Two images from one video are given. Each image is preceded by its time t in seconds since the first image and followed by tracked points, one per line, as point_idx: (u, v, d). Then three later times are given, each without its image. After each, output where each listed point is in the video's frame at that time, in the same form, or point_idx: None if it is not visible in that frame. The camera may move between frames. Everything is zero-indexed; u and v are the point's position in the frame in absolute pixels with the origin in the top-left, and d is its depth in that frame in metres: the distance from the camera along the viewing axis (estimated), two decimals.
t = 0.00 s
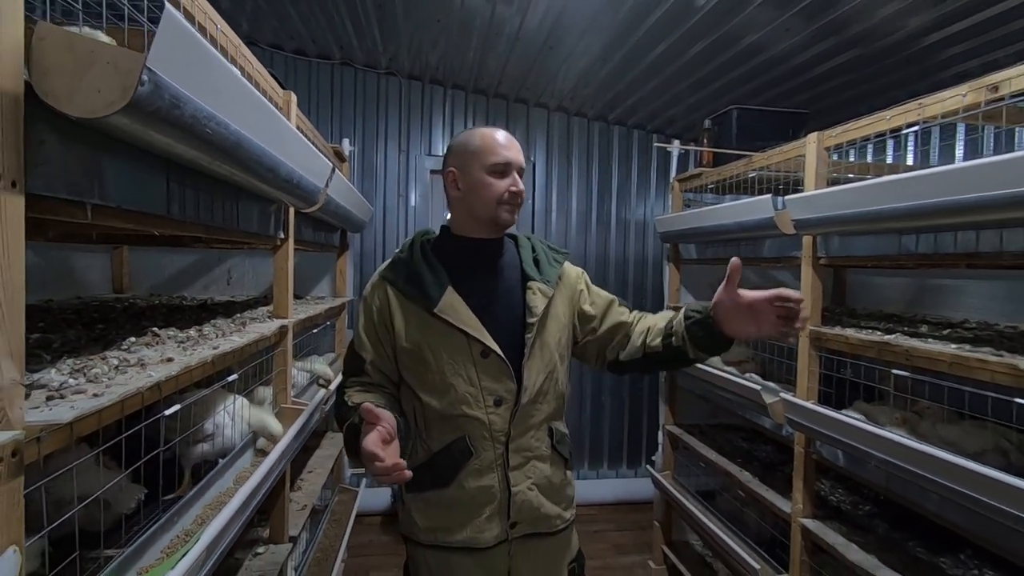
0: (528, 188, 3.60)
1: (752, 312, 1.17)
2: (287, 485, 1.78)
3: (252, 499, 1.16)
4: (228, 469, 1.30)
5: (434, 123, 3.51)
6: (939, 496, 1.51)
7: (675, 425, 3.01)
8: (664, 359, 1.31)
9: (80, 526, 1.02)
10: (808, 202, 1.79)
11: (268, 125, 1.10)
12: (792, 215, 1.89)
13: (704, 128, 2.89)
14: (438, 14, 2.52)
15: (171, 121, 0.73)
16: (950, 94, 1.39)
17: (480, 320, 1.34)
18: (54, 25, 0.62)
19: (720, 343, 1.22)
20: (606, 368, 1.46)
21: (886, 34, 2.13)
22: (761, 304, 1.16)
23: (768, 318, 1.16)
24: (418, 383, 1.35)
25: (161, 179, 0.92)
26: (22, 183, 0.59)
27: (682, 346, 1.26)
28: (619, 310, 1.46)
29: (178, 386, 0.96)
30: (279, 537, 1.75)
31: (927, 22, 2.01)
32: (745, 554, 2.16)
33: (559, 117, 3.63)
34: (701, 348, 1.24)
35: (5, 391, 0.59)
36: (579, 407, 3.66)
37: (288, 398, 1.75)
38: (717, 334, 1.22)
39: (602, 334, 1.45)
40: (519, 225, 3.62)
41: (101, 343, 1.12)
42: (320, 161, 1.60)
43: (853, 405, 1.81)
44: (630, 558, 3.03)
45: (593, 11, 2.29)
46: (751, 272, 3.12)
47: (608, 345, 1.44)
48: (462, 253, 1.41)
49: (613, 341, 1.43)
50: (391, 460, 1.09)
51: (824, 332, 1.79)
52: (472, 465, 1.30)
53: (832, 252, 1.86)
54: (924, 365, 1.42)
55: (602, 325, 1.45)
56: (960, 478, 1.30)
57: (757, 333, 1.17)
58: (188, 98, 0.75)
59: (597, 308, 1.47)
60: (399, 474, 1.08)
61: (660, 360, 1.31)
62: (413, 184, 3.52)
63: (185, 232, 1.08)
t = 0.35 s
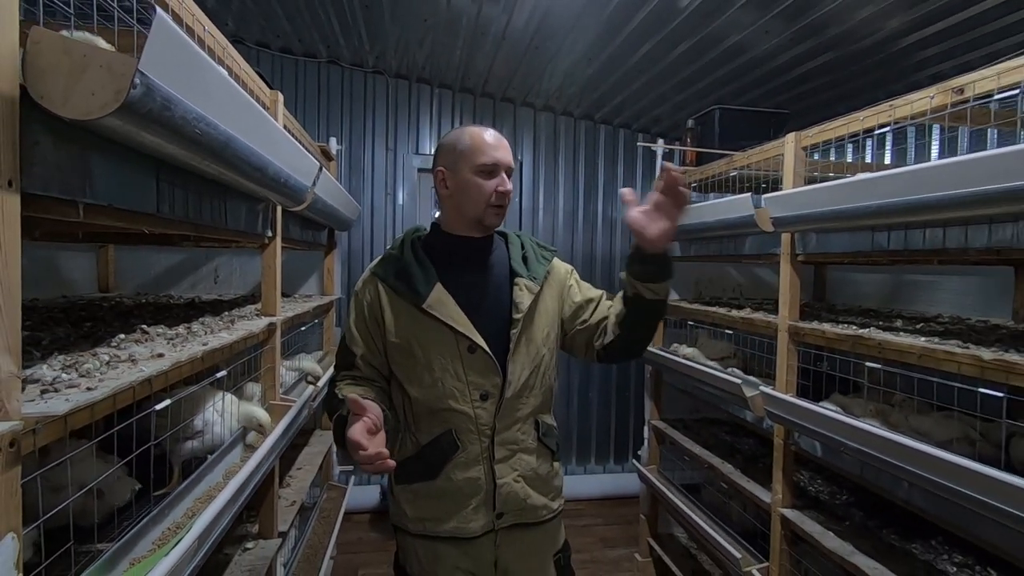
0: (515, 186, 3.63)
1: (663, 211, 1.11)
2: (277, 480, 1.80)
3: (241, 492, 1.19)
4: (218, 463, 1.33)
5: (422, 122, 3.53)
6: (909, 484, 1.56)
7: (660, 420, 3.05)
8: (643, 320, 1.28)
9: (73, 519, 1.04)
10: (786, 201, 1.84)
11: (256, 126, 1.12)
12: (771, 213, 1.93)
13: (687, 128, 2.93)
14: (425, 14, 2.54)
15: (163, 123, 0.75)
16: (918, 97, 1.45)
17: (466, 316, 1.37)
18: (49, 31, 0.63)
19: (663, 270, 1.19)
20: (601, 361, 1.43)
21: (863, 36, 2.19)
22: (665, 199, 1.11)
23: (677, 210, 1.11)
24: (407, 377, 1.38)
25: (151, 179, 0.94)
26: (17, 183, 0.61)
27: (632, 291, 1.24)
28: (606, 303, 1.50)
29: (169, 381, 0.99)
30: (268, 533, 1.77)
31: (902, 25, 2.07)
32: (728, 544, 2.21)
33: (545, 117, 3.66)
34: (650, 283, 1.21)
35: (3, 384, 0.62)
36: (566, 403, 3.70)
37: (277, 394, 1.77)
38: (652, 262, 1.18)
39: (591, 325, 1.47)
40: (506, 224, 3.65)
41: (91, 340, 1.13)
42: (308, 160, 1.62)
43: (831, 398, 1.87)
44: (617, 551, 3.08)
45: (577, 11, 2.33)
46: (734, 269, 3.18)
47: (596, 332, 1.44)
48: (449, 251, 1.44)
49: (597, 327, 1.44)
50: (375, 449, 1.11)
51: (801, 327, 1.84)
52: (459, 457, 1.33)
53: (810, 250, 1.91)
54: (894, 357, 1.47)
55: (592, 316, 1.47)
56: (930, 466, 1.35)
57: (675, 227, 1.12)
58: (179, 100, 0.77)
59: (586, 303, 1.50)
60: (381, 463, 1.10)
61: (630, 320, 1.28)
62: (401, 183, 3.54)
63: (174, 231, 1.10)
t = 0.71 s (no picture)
0: (504, 186, 3.64)
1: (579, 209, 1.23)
2: (264, 480, 1.79)
3: (225, 493, 1.19)
4: (202, 463, 1.33)
5: (410, 122, 3.53)
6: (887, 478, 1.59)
7: (648, 418, 3.08)
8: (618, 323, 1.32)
9: (56, 520, 1.03)
10: (769, 200, 1.86)
11: (240, 126, 1.13)
12: (755, 213, 1.96)
13: (674, 128, 2.96)
14: (413, 14, 2.55)
15: (145, 124, 0.75)
16: (895, 98, 1.48)
17: (451, 314, 1.38)
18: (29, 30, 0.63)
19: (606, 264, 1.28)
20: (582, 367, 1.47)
21: (845, 38, 2.22)
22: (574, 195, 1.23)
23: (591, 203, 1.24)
24: (393, 376, 1.39)
25: (133, 180, 0.94)
26: None
27: (587, 293, 1.32)
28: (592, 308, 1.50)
29: (152, 381, 0.99)
30: (255, 533, 1.77)
31: (882, 28, 2.11)
32: (714, 540, 2.23)
33: (534, 117, 3.67)
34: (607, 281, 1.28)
35: None
36: (555, 402, 3.72)
37: (263, 394, 1.76)
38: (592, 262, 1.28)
39: (575, 326, 1.48)
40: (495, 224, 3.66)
41: (74, 341, 1.13)
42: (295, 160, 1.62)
43: (814, 395, 1.89)
44: (606, 549, 3.10)
45: (563, 12, 2.34)
46: (721, 268, 3.21)
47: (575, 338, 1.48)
48: (434, 250, 1.44)
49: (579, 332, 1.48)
50: (350, 445, 1.14)
51: (784, 325, 1.86)
52: (442, 455, 1.34)
53: (793, 249, 1.94)
54: (873, 354, 1.50)
55: (576, 319, 1.49)
56: (908, 460, 1.38)
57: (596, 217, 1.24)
58: (160, 101, 0.77)
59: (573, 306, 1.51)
60: (356, 456, 1.14)
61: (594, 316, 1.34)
62: (389, 183, 3.54)
63: (158, 232, 1.10)
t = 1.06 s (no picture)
0: (495, 187, 3.63)
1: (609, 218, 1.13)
2: (252, 483, 1.78)
3: (210, 496, 1.17)
4: (188, 466, 1.31)
5: (401, 122, 3.52)
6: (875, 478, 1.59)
7: (640, 419, 3.08)
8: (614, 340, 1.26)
9: (35, 526, 1.02)
10: (758, 201, 1.86)
11: (226, 124, 1.11)
12: (745, 214, 1.96)
13: (665, 130, 2.96)
14: (403, 14, 2.54)
15: (125, 121, 0.74)
16: (884, 100, 1.48)
17: (435, 315, 1.37)
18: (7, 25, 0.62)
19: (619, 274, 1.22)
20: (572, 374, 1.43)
21: (834, 41, 2.23)
22: (608, 205, 1.12)
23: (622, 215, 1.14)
24: (379, 377, 1.38)
25: (115, 179, 0.93)
26: None
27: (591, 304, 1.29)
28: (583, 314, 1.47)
29: (135, 384, 0.97)
30: (243, 538, 1.75)
31: (871, 30, 2.11)
32: (704, 541, 2.23)
33: (525, 118, 3.67)
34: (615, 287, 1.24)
35: None
36: (547, 404, 3.71)
37: (251, 397, 1.74)
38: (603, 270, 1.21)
39: (564, 331, 1.46)
40: (487, 225, 3.65)
41: (55, 343, 1.11)
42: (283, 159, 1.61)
43: (804, 395, 1.90)
44: (598, 550, 3.09)
45: (554, 12, 2.34)
46: (712, 269, 3.21)
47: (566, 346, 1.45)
48: (423, 250, 1.43)
49: (570, 339, 1.44)
50: (324, 441, 1.12)
51: (774, 325, 1.87)
52: (424, 457, 1.33)
53: (783, 250, 1.94)
54: (862, 354, 1.50)
55: (565, 323, 1.47)
56: (897, 461, 1.38)
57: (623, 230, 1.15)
58: (141, 99, 0.76)
59: (562, 310, 1.49)
60: (326, 454, 1.10)
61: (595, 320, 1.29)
62: (381, 184, 3.53)
63: (142, 232, 1.08)
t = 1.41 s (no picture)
0: (491, 189, 3.62)
1: (730, 351, 1.09)
2: (246, 487, 1.76)
3: (202, 500, 1.16)
4: (180, 470, 1.30)
5: (397, 124, 3.51)
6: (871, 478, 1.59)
7: (637, 421, 3.07)
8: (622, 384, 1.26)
9: (22, 532, 1.00)
10: (754, 201, 1.86)
11: (218, 125, 1.10)
12: (741, 214, 1.95)
13: (661, 131, 2.96)
14: (399, 16, 2.53)
15: (113, 121, 0.73)
16: (879, 101, 1.47)
17: (427, 318, 1.36)
18: None
19: (681, 376, 1.16)
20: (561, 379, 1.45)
21: (829, 42, 2.23)
22: (740, 342, 1.08)
23: (736, 368, 1.08)
24: (372, 380, 1.37)
25: (103, 178, 0.92)
26: None
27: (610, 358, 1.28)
28: (577, 318, 1.46)
29: (125, 387, 0.96)
30: (237, 542, 1.73)
31: (866, 31, 2.11)
32: (701, 543, 2.22)
33: (521, 120, 3.66)
34: (664, 381, 1.17)
35: None
36: (544, 406, 3.70)
37: (244, 399, 1.72)
38: (680, 364, 1.15)
39: (557, 336, 1.45)
40: (482, 227, 3.64)
41: (44, 345, 1.10)
42: (277, 160, 1.59)
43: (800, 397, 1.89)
44: (595, 553, 3.08)
45: (550, 14, 2.33)
46: (707, 270, 3.21)
47: (562, 352, 1.44)
48: (417, 252, 1.42)
49: (567, 347, 1.43)
50: (318, 449, 1.12)
51: (770, 326, 1.86)
52: (416, 460, 1.32)
53: (779, 251, 1.94)
54: (859, 356, 1.50)
55: (558, 327, 1.46)
56: (893, 462, 1.38)
57: (726, 376, 1.09)
58: (129, 98, 0.75)
59: (556, 313, 1.48)
60: (317, 461, 1.09)
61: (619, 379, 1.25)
62: (376, 185, 3.51)
63: (131, 232, 1.07)
